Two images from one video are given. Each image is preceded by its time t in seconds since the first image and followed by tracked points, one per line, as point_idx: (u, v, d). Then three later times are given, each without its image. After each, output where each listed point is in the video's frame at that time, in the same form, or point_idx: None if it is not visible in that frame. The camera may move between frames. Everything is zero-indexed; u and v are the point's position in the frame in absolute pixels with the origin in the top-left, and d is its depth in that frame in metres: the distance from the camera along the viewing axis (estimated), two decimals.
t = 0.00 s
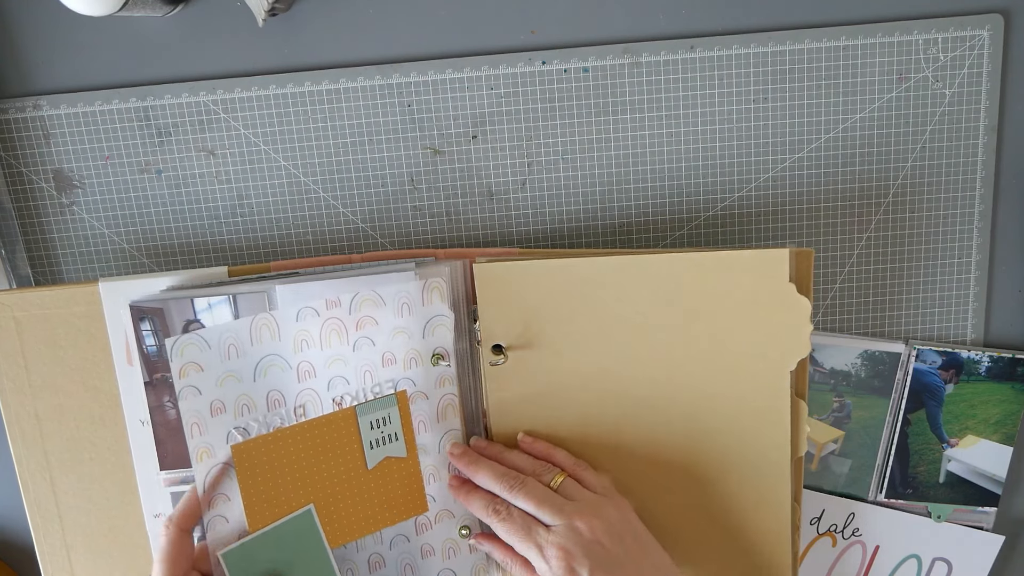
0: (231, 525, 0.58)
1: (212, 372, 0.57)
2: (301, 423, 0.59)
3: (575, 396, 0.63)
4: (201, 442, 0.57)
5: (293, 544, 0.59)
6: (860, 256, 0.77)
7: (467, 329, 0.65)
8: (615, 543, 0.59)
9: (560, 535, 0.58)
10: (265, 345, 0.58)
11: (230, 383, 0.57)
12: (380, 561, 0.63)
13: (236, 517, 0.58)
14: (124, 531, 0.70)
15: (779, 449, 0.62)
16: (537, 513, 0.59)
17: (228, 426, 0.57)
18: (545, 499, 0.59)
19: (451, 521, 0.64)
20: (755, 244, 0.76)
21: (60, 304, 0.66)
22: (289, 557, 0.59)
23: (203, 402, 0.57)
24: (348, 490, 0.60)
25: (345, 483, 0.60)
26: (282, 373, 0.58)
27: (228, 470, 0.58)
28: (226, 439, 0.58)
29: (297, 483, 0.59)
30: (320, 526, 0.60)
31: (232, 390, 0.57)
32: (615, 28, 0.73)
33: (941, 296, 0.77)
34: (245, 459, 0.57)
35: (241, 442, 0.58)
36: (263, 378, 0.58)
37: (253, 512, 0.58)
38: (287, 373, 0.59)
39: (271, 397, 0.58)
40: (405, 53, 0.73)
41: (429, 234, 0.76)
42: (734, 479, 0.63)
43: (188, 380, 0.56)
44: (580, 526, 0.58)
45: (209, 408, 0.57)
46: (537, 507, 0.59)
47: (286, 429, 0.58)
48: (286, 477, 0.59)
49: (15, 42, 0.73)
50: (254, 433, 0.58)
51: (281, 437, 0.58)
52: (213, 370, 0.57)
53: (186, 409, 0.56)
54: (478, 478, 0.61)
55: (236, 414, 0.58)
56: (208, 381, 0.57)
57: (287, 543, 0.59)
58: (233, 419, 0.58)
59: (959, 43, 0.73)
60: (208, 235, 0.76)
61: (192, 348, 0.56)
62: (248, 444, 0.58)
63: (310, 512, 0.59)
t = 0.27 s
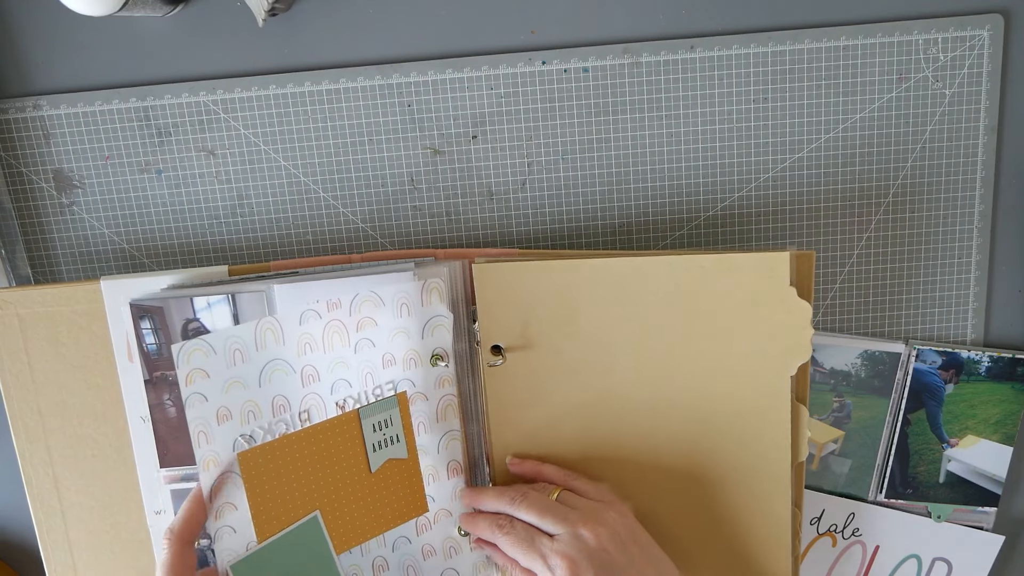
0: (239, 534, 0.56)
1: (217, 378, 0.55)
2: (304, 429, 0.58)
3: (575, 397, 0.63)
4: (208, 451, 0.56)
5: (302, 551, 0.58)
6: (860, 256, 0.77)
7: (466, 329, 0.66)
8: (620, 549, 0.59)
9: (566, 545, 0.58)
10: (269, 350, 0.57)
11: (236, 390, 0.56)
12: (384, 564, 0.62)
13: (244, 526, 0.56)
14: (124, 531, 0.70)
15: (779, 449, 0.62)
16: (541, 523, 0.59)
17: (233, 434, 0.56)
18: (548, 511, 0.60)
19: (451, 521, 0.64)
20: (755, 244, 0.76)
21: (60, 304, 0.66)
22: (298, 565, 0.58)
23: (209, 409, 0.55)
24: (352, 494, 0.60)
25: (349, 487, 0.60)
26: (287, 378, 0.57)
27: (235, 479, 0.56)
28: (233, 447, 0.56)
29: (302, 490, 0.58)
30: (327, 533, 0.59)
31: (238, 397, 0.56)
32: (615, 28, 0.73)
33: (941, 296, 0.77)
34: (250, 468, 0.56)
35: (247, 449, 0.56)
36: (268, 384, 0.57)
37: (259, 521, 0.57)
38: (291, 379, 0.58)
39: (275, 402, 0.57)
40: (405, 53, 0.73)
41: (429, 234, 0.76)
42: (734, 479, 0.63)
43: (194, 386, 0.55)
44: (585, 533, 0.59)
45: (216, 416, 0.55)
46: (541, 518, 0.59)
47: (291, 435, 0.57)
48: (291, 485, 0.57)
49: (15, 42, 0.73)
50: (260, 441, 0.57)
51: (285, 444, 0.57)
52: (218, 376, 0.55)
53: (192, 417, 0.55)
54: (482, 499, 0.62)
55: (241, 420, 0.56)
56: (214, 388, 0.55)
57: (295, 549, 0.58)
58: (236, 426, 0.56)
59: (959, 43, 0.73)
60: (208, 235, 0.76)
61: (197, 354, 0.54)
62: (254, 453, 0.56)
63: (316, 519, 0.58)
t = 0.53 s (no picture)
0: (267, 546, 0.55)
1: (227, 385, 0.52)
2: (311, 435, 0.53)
3: (575, 397, 0.63)
4: (228, 461, 0.52)
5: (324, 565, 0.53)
6: (860, 256, 0.77)
7: (466, 329, 0.66)
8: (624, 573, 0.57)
9: None
10: (276, 353, 0.55)
11: (249, 396, 0.53)
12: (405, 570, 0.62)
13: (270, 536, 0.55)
14: (124, 531, 0.70)
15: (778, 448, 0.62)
16: (548, 558, 0.56)
17: (254, 441, 0.53)
18: (558, 546, 0.57)
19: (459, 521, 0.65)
20: (755, 244, 0.77)
21: (59, 304, 0.66)
22: None
23: (225, 416, 0.52)
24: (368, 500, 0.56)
25: (366, 492, 0.56)
26: (297, 382, 0.56)
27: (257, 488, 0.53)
28: (253, 455, 0.53)
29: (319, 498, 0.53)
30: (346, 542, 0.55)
31: (252, 403, 0.53)
32: (615, 28, 0.73)
33: (940, 296, 0.77)
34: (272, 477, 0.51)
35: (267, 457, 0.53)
36: (281, 388, 0.55)
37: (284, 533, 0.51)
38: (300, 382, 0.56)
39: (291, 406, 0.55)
40: (405, 53, 0.73)
41: (429, 234, 0.76)
42: (734, 479, 0.63)
43: (209, 392, 0.51)
44: (587, 575, 0.56)
45: (231, 424, 0.52)
46: (546, 553, 0.57)
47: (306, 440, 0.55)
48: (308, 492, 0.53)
49: (15, 42, 0.73)
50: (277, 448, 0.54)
51: (302, 450, 0.52)
52: (232, 382, 0.52)
53: (210, 425, 0.51)
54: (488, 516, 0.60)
55: (259, 427, 0.53)
56: (228, 394, 0.52)
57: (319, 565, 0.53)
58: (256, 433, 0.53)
59: (959, 43, 0.73)
60: (208, 235, 0.76)
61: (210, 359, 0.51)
62: (274, 462, 0.51)
63: (338, 527, 0.54)
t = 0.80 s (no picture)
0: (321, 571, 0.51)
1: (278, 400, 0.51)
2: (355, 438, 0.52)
3: (575, 397, 0.63)
4: (286, 477, 0.50)
5: None
6: (860, 256, 0.77)
7: (466, 329, 0.66)
8: None
9: None
10: (314, 363, 0.54)
11: (299, 408, 0.52)
12: None
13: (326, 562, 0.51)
14: (124, 531, 0.70)
15: (778, 448, 0.62)
16: None
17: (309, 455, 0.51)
18: None
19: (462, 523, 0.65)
20: (755, 244, 0.77)
21: (59, 304, 0.66)
22: None
23: (282, 431, 0.50)
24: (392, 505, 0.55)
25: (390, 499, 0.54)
26: (335, 392, 0.55)
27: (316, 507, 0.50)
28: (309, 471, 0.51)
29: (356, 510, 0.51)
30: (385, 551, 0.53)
31: (302, 415, 0.52)
32: (615, 28, 0.73)
33: (941, 296, 0.77)
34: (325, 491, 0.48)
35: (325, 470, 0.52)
36: (324, 399, 0.54)
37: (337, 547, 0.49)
38: (336, 392, 0.55)
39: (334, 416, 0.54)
40: (405, 53, 0.73)
41: (429, 234, 0.76)
42: (734, 479, 0.63)
43: (268, 407, 0.49)
44: None
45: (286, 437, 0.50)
46: None
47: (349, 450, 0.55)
48: (352, 504, 0.50)
49: (14, 42, 0.73)
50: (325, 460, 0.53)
51: (350, 457, 0.51)
52: (284, 394, 0.51)
53: (271, 441, 0.49)
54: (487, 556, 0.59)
55: (311, 441, 0.52)
56: (281, 407, 0.51)
57: None
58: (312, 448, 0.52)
59: (959, 43, 0.73)
60: (208, 235, 0.76)
61: (268, 371, 0.50)
62: (327, 472, 0.48)
63: (377, 538, 0.53)
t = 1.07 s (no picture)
0: None
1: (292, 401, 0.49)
2: (361, 447, 0.53)
3: (574, 396, 0.63)
4: (296, 485, 0.48)
5: None
6: (860, 256, 0.77)
7: (467, 330, 0.66)
8: None
9: None
10: (326, 366, 0.53)
11: (311, 413, 0.50)
12: None
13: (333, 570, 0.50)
14: (124, 531, 0.70)
15: (778, 448, 0.62)
16: None
17: (319, 461, 0.49)
18: None
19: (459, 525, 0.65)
20: (755, 245, 0.77)
21: (59, 304, 0.66)
22: None
23: (294, 435, 0.48)
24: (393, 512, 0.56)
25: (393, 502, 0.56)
26: (344, 397, 0.54)
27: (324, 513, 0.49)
28: (317, 476, 0.49)
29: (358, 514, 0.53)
30: (385, 557, 0.55)
31: (312, 420, 0.50)
32: (615, 28, 0.73)
33: (941, 296, 0.77)
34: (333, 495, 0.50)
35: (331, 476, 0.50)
36: (334, 404, 0.53)
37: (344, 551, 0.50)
38: (346, 396, 0.54)
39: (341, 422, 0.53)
40: (404, 53, 0.73)
41: (429, 234, 0.76)
42: (734, 479, 0.63)
43: (282, 411, 0.48)
44: None
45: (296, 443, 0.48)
46: None
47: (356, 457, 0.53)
48: (356, 510, 0.52)
49: (14, 42, 0.73)
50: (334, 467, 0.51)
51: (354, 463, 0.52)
52: (297, 399, 0.50)
53: (283, 445, 0.47)
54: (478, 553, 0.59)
55: (320, 446, 0.50)
56: (295, 410, 0.49)
57: None
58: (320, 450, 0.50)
59: (959, 43, 0.73)
60: (208, 236, 0.76)
61: (282, 374, 0.49)
62: (333, 478, 0.50)
63: (378, 545, 0.54)
